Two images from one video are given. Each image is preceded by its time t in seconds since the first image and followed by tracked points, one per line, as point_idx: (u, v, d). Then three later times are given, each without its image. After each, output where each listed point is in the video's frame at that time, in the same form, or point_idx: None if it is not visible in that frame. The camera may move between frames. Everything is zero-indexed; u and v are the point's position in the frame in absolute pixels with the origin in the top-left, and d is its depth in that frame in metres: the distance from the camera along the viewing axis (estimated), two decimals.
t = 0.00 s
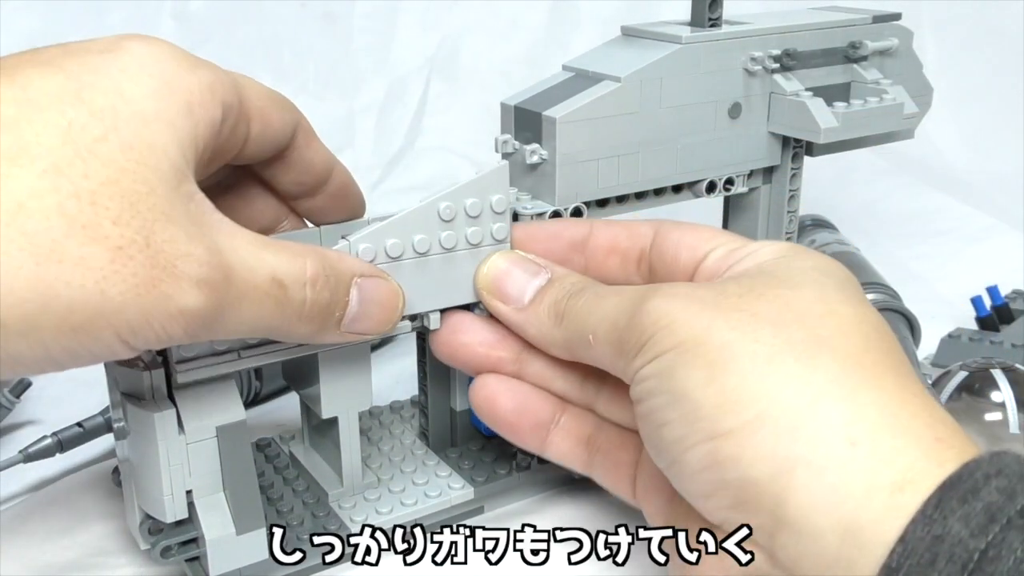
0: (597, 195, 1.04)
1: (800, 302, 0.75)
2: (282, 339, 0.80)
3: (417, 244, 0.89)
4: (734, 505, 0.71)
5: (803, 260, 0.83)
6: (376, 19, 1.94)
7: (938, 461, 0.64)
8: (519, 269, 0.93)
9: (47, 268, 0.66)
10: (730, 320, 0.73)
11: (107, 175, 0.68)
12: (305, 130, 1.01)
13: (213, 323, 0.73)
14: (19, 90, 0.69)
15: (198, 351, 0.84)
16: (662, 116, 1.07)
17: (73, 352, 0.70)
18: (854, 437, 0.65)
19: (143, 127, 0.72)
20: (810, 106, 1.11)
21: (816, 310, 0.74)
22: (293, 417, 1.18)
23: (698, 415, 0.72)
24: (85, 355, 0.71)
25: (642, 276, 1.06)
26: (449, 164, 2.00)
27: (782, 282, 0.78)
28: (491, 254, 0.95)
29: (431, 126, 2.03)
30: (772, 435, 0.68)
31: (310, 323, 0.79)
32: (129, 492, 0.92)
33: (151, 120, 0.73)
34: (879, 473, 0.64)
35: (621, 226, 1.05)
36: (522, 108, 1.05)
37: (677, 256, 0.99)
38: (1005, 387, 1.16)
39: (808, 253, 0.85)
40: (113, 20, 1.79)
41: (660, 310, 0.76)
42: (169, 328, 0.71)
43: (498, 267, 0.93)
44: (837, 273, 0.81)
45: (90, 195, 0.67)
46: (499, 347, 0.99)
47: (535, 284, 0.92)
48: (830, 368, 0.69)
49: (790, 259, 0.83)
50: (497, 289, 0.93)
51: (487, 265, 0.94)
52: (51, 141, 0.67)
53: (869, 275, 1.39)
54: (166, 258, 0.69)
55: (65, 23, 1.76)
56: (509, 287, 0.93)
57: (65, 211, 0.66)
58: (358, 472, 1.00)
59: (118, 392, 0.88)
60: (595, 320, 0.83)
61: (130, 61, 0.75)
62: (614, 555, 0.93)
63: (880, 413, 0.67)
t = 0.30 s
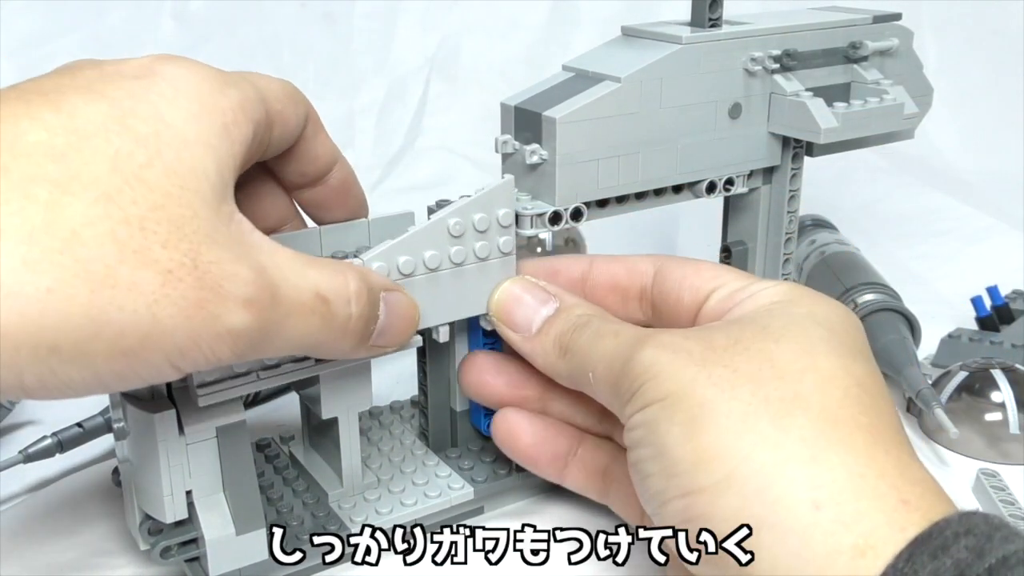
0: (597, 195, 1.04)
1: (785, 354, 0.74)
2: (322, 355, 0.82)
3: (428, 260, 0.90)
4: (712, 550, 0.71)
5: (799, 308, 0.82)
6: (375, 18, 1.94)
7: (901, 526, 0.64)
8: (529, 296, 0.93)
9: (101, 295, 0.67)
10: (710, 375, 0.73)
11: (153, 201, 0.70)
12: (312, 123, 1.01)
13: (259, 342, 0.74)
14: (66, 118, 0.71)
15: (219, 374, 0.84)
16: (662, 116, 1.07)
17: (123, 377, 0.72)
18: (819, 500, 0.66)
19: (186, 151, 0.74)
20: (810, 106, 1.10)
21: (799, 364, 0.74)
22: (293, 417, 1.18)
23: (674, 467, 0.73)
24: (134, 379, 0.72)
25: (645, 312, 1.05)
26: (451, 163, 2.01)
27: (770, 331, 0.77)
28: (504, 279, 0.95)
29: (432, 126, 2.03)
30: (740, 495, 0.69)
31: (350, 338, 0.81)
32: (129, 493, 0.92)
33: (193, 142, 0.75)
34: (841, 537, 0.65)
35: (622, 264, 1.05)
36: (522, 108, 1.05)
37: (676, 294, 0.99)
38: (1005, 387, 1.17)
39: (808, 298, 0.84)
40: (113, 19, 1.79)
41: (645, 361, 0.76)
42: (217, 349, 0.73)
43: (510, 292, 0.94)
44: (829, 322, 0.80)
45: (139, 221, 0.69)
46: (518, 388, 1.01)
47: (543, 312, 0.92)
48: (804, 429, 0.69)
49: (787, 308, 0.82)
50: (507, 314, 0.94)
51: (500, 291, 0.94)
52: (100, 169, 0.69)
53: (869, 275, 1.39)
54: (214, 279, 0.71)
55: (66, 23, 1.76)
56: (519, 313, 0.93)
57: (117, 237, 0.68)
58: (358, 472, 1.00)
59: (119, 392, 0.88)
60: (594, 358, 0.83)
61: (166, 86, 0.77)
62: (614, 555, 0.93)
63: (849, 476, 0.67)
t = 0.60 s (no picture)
0: (596, 195, 1.04)
1: (770, 353, 0.74)
2: (328, 341, 0.82)
3: (426, 254, 0.90)
4: (710, 552, 0.70)
5: (787, 301, 0.81)
6: (375, 18, 1.94)
7: (886, 530, 0.64)
8: (524, 289, 0.93)
9: (99, 289, 0.67)
10: (696, 374, 0.72)
11: (152, 194, 0.70)
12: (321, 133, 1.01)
13: (263, 332, 0.74)
14: (69, 115, 0.72)
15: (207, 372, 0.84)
16: (661, 116, 1.07)
17: (127, 374, 0.72)
18: (804, 505, 0.66)
19: (185, 147, 0.73)
20: (809, 106, 1.11)
21: (784, 362, 0.73)
22: (293, 417, 1.18)
23: (662, 468, 0.72)
24: (138, 376, 0.72)
25: (643, 301, 1.06)
26: (451, 164, 2.01)
27: (756, 328, 0.77)
28: (505, 271, 0.96)
29: (432, 127, 2.03)
30: (726, 499, 0.68)
31: (356, 321, 0.81)
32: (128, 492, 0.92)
33: (193, 139, 0.74)
34: (826, 542, 0.65)
35: (619, 254, 1.05)
36: (521, 108, 1.05)
37: (667, 285, 0.99)
38: (1005, 386, 1.16)
39: (799, 289, 0.83)
40: (113, 20, 1.79)
41: (632, 359, 0.76)
42: (221, 342, 0.72)
43: (506, 286, 0.94)
44: (818, 315, 0.79)
45: (139, 215, 0.69)
46: (528, 393, 1.02)
47: (538, 306, 0.92)
48: (789, 429, 0.69)
49: (776, 300, 0.81)
50: (504, 307, 0.94)
51: (495, 285, 0.95)
52: (100, 164, 0.70)
53: (869, 275, 1.39)
54: (213, 272, 0.70)
55: (65, 23, 1.76)
56: (516, 307, 0.93)
57: (116, 231, 0.68)
58: (358, 471, 1.00)
59: (118, 391, 0.88)
60: (585, 354, 0.83)
61: (169, 85, 0.77)
62: (614, 555, 0.93)
63: (835, 480, 0.66)
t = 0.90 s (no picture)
0: (597, 195, 1.04)
1: (754, 357, 0.74)
2: (329, 345, 0.82)
3: (402, 259, 0.90)
4: (710, 552, 0.69)
5: (774, 299, 0.81)
6: (376, 17, 1.94)
7: (873, 539, 0.64)
8: (504, 293, 0.92)
9: (100, 286, 0.67)
10: (679, 384, 0.72)
11: (157, 192, 0.70)
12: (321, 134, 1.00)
13: (266, 334, 0.74)
14: (76, 111, 0.71)
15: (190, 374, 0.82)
16: (662, 116, 1.07)
17: (123, 373, 0.71)
18: (789, 517, 0.66)
19: (192, 147, 0.74)
20: (809, 106, 1.11)
21: (768, 367, 0.73)
22: (293, 417, 1.18)
23: (649, 476, 0.72)
24: (134, 377, 0.72)
25: (641, 297, 1.04)
26: (451, 164, 2.01)
27: (742, 331, 0.76)
28: (480, 275, 0.95)
29: (432, 126, 2.03)
30: (712, 509, 0.68)
31: (358, 327, 0.82)
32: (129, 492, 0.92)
33: (201, 139, 0.75)
34: (812, 554, 0.65)
35: (614, 251, 1.04)
36: (521, 109, 1.05)
37: (664, 278, 0.98)
38: (1005, 387, 1.16)
39: (787, 284, 0.83)
40: (113, 19, 1.78)
41: (617, 368, 0.76)
42: (222, 345, 0.72)
43: (484, 291, 0.93)
44: (805, 313, 0.79)
45: (143, 213, 0.69)
46: (520, 393, 1.02)
47: (519, 309, 0.91)
48: (774, 440, 0.68)
49: (762, 299, 0.81)
50: (483, 312, 0.93)
51: (474, 290, 0.94)
52: (106, 161, 0.70)
53: (870, 275, 1.39)
54: (217, 272, 0.70)
55: (66, 23, 1.76)
56: (495, 312, 0.92)
57: (119, 229, 0.68)
58: (358, 472, 1.00)
59: (118, 392, 0.88)
60: (570, 360, 0.83)
61: (177, 84, 0.77)
62: (614, 556, 0.92)
63: (820, 489, 0.66)
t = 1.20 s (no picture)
0: (596, 195, 1.05)
1: (748, 359, 0.74)
2: (327, 337, 0.82)
3: (411, 255, 0.90)
4: (711, 552, 0.69)
5: (768, 299, 0.81)
6: (375, 18, 1.94)
7: (867, 542, 0.64)
8: (506, 297, 0.92)
9: (97, 289, 0.67)
10: (673, 386, 0.73)
11: (157, 193, 0.70)
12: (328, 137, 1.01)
13: (262, 334, 0.75)
14: (76, 111, 0.71)
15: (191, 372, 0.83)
16: (660, 115, 1.07)
17: (121, 374, 0.72)
18: (784, 521, 0.66)
19: (193, 147, 0.73)
20: (808, 105, 1.11)
21: (762, 369, 0.73)
22: (292, 417, 1.18)
23: (646, 475, 0.72)
24: (133, 377, 0.73)
25: (641, 296, 1.04)
26: (451, 164, 2.01)
27: (736, 333, 0.76)
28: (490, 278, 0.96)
29: (432, 126, 2.03)
30: (710, 507, 0.68)
31: (354, 319, 0.81)
32: (129, 492, 0.92)
33: (201, 139, 0.74)
34: (809, 557, 0.65)
35: (614, 251, 1.05)
36: (520, 108, 1.05)
37: (663, 277, 0.98)
38: (1005, 386, 1.16)
39: (781, 284, 0.83)
40: (113, 19, 1.79)
41: (610, 370, 0.76)
42: (219, 346, 0.73)
43: (486, 295, 0.93)
44: (799, 313, 0.79)
45: (141, 214, 0.69)
46: (517, 394, 1.02)
47: (520, 314, 0.91)
48: (768, 443, 0.68)
49: (756, 299, 0.81)
50: (484, 317, 0.93)
51: (477, 294, 0.94)
52: (105, 161, 0.69)
53: (869, 274, 1.40)
54: (212, 272, 0.71)
55: (66, 23, 1.76)
56: (496, 317, 0.92)
57: (118, 230, 0.68)
58: (358, 471, 1.00)
59: (118, 391, 0.89)
60: (565, 362, 0.83)
61: (179, 85, 0.77)
62: (614, 555, 0.92)
63: (814, 492, 0.66)
